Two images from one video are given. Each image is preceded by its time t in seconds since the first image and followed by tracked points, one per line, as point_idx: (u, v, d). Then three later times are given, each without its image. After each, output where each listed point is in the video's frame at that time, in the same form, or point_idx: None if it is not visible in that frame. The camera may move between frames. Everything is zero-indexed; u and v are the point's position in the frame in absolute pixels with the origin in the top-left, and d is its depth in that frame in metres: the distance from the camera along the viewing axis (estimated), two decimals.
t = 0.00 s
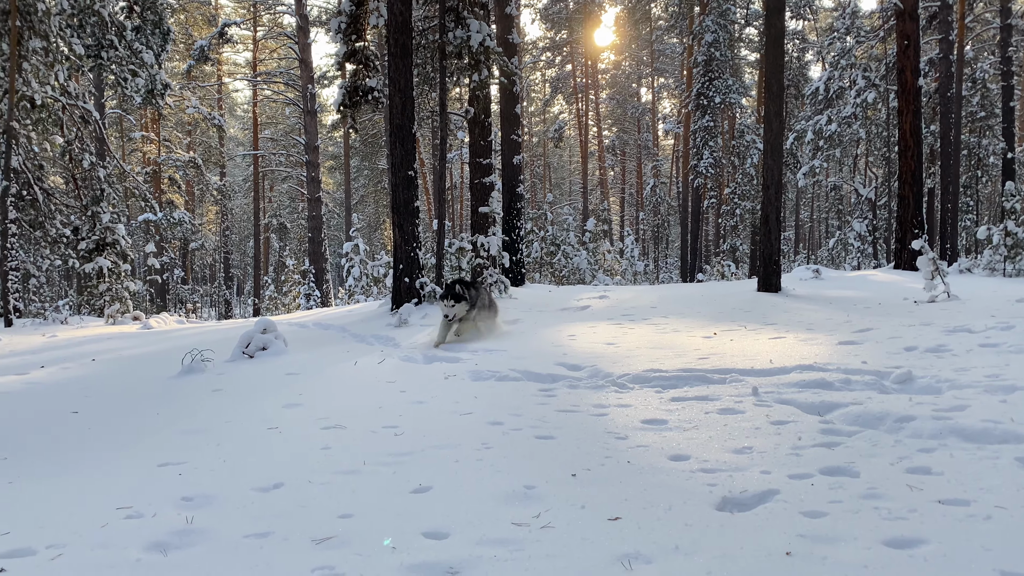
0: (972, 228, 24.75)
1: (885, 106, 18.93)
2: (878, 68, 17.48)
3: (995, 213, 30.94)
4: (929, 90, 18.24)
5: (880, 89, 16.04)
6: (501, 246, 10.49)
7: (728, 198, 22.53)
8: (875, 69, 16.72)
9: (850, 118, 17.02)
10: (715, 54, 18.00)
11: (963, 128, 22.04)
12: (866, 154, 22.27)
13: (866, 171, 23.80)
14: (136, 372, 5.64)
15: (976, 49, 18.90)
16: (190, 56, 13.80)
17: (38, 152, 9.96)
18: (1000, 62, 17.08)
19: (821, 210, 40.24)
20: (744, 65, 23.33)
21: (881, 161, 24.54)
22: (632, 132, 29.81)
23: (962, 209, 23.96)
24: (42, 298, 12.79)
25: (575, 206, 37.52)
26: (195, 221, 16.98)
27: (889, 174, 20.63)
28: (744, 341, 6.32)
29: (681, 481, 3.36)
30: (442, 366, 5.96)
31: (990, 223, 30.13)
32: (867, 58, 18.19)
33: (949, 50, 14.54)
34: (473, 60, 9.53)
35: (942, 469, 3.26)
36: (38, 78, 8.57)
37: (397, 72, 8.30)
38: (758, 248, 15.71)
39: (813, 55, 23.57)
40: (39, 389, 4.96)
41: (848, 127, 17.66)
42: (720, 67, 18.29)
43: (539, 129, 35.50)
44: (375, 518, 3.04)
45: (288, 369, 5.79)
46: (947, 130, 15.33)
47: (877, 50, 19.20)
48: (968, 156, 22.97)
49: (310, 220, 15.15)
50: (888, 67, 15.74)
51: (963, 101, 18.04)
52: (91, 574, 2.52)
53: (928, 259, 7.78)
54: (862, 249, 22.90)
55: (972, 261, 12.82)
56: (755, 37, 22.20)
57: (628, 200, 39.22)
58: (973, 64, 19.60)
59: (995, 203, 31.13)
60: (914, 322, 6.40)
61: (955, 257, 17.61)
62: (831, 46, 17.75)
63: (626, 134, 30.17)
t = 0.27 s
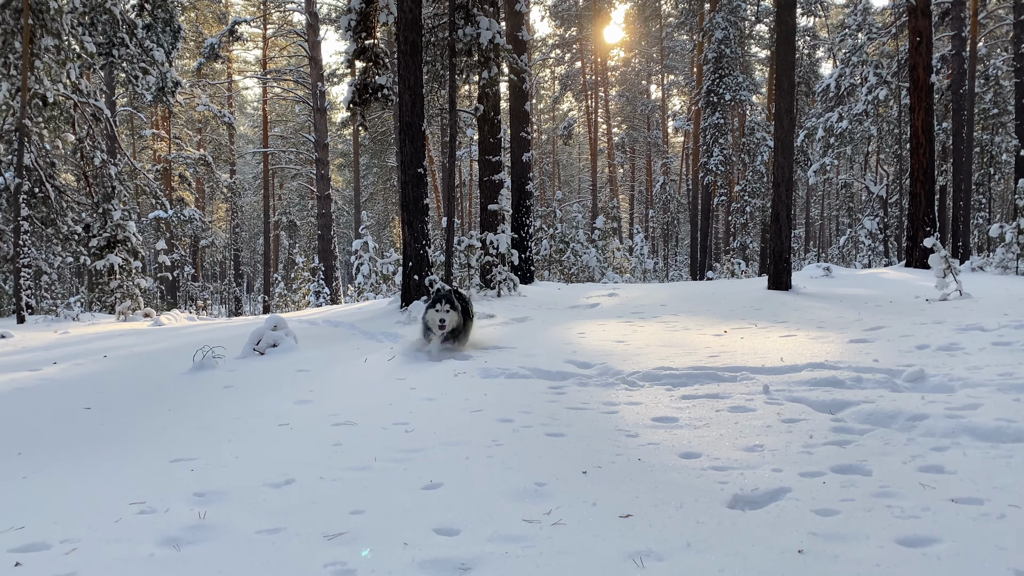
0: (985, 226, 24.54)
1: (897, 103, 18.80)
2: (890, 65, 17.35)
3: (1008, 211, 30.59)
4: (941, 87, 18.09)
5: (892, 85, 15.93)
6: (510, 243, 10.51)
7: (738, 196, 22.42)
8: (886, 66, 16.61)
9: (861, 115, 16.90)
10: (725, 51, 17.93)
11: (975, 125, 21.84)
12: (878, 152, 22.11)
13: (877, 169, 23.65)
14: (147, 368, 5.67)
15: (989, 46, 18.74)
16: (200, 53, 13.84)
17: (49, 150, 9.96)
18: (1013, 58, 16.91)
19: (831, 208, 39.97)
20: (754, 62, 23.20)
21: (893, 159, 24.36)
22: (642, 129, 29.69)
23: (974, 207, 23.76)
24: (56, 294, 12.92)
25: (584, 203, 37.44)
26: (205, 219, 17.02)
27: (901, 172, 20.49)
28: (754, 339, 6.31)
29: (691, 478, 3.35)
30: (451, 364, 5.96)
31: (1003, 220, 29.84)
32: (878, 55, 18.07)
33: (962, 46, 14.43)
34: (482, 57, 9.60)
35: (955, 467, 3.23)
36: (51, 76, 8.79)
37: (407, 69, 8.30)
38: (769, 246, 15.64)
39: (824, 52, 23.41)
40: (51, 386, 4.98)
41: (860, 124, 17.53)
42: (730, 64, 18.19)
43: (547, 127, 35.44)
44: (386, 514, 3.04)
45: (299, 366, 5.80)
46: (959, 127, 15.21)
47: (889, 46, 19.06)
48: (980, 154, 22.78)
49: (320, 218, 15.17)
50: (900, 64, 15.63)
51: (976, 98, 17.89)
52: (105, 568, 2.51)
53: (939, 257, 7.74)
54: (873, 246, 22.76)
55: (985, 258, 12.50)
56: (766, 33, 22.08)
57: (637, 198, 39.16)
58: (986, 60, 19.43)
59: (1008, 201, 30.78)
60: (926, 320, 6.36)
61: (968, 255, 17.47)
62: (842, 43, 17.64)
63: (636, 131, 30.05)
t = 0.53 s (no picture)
0: (994, 223, 24.39)
1: (906, 99, 18.72)
2: (899, 61, 17.26)
3: (1017, 208, 30.36)
4: (951, 83, 17.99)
5: (901, 81, 15.86)
6: (517, 239, 10.50)
7: (746, 192, 22.37)
8: (895, 62, 16.54)
9: (870, 111, 16.81)
10: (733, 47, 17.89)
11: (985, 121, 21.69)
12: (886, 148, 22.01)
13: (886, 165, 23.54)
14: (157, 364, 5.69)
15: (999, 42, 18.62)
16: (209, 50, 13.87)
17: (58, 146, 9.98)
18: (1023, 53, 16.80)
19: (839, 205, 39.79)
20: (762, 58, 23.11)
21: (902, 155, 24.23)
22: (649, 125, 29.62)
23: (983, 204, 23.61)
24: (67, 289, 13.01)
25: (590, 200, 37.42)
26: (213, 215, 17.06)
27: (910, 168, 20.37)
28: (763, 336, 6.29)
29: (700, 475, 3.31)
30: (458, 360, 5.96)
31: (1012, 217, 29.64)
32: (887, 50, 17.99)
33: (972, 41, 14.38)
34: (489, 53, 9.61)
35: (965, 464, 3.17)
36: (61, 73, 8.87)
37: (414, 65, 8.30)
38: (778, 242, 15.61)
39: (832, 48, 23.30)
40: (62, 381, 4.99)
41: (868, 120, 17.45)
42: (738, 60, 18.15)
43: (554, 124, 35.42)
44: (393, 510, 3.01)
45: (307, 362, 5.81)
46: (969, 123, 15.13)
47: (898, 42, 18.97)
48: (990, 150, 22.62)
49: (327, 214, 15.20)
50: (909, 59, 15.55)
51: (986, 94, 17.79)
52: (115, 561, 2.49)
53: (949, 253, 7.69)
54: (881, 243, 22.67)
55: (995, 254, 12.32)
56: (774, 29, 22.00)
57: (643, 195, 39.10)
58: (996, 56, 19.30)
59: (1018, 198, 30.59)
60: (935, 317, 6.33)
61: (977, 252, 17.38)
62: (851, 39, 17.54)
63: (643, 127, 29.98)
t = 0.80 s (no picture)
0: (1000, 220, 24.30)
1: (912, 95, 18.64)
2: (905, 56, 17.17)
3: None
4: (957, 79, 17.91)
5: (908, 77, 15.78)
6: (521, 235, 10.49)
7: (750, 188, 22.33)
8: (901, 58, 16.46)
9: (876, 108, 16.74)
10: (738, 43, 17.82)
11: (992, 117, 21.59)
12: (891, 144, 21.93)
13: (891, 162, 23.46)
14: (161, 359, 5.70)
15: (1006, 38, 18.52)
16: (213, 46, 13.88)
17: (63, 142, 9.97)
18: None
19: (844, 201, 39.67)
20: (767, 54, 23.03)
21: (907, 151, 24.14)
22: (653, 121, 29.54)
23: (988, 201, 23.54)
24: (73, 284, 13.07)
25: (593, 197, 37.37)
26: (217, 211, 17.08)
27: (916, 165, 20.30)
28: (768, 332, 6.28)
29: (703, 471, 3.29)
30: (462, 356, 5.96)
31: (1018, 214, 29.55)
32: (893, 47, 17.92)
33: (978, 37, 14.33)
34: (494, 49, 9.58)
35: (969, 461, 3.13)
36: (66, 69, 8.83)
37: (419, 61, 8.28)
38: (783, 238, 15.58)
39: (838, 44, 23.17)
40: (67, 376, 5.01)
41: (874, 116, 17.37)
42: (743, 56, 18.09)
43: (558, 120, 35.34)
44: (396, 505, 3.00)
45: (311, 358, 5.82)
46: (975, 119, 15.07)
47: (904, 38, 18.88)
48: (996, 146, 22.51)
49: (332, 210, 15.21)
50: (916, 55, 15.48)
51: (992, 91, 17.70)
52: (120, 555, 2.49)
53: (954, 250, 7.67)
54: (886, 240, 22.63)
55: (1000, 251, 12.25)
56: (779, 25, 21.91)
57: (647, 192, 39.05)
58: (1003, 52, 19.19)
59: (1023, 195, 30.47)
60: (940, 314, 6.32)
61: (983, 248, 17.33)
62: (857, 34, 17.47)
63: (647, 124, 29.90)
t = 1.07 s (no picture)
0: (1000, 217, 24.32)
1: (913, 92, 18.62)
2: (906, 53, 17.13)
3: None
4: (958, 76, 17.90)
5: (909, 74, 15.75)
6: (523, 232, 10.48)
7: (752, 185, 22.32)
8: (903, 54, 16.45)
9: (877, 105, 16.72)
10: (739, 39, 17.80)
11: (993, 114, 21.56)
12: (893, 141, 21.92)
13: (892, 159, 23.46)
14: (161, 355, 5.71)
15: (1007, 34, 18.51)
16: (214, 42, 13.87)
17: (64, 138, 9.98)
18: None
19: (846, 199, 39.59)
20: (769, 51, 22.99)
21: (908, 148, 24.12)
22: (655, 118, 29.51)
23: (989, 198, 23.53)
24: (74, 281, 13.07)
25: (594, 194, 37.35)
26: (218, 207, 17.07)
27: (917, 162, 20.28)
28: (768, 329, 6.28)
29: (703, 467, 3.29)
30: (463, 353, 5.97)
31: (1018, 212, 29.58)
32: (894, 43, 17.91)
33: (980, 34, 14.32)
34: (495, 46, 9.60)
35: (968, 457, 3.12)
36: (67, 65, 8.84)
37: (419, 57, 8.28)
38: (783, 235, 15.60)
39: (839, 41, 23.17)
40: (67, 372, 5.01)
41: (875, 113, 17.35)
42: (744, 52, 18.08)
43: (560, 117, 35.29)
44: (397, 500, 3.01)
45: (312, 354, 5.83)
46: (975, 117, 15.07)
47: (906, 35, 18.86)
48: (998, 143, 22.50)
49: (333, 206, 15.21)
50: (917, 52, 15.45)
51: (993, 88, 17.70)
52: (121, 551, 2.49)
53: (955, 247, 7.67)
54: (887, 237, 22.64)
55: (1001, 248, 12.25)
56: (781, 22, 21.88)
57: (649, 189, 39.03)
58: (1004, 50, 19.18)
59: None
60: (941, 311, 6.32)
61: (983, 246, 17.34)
62: (858, 31, 17.43)
63: (649, 120, 29.87)
